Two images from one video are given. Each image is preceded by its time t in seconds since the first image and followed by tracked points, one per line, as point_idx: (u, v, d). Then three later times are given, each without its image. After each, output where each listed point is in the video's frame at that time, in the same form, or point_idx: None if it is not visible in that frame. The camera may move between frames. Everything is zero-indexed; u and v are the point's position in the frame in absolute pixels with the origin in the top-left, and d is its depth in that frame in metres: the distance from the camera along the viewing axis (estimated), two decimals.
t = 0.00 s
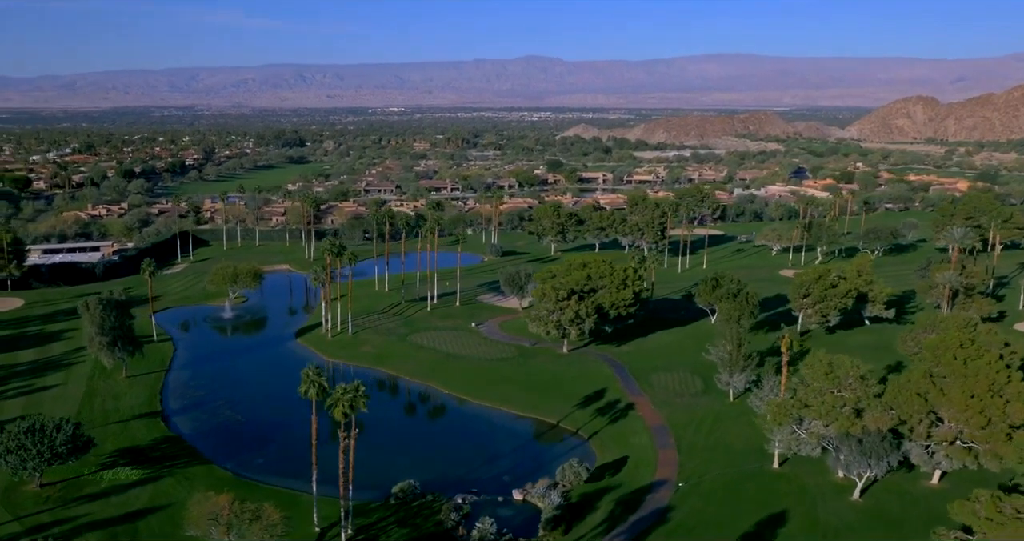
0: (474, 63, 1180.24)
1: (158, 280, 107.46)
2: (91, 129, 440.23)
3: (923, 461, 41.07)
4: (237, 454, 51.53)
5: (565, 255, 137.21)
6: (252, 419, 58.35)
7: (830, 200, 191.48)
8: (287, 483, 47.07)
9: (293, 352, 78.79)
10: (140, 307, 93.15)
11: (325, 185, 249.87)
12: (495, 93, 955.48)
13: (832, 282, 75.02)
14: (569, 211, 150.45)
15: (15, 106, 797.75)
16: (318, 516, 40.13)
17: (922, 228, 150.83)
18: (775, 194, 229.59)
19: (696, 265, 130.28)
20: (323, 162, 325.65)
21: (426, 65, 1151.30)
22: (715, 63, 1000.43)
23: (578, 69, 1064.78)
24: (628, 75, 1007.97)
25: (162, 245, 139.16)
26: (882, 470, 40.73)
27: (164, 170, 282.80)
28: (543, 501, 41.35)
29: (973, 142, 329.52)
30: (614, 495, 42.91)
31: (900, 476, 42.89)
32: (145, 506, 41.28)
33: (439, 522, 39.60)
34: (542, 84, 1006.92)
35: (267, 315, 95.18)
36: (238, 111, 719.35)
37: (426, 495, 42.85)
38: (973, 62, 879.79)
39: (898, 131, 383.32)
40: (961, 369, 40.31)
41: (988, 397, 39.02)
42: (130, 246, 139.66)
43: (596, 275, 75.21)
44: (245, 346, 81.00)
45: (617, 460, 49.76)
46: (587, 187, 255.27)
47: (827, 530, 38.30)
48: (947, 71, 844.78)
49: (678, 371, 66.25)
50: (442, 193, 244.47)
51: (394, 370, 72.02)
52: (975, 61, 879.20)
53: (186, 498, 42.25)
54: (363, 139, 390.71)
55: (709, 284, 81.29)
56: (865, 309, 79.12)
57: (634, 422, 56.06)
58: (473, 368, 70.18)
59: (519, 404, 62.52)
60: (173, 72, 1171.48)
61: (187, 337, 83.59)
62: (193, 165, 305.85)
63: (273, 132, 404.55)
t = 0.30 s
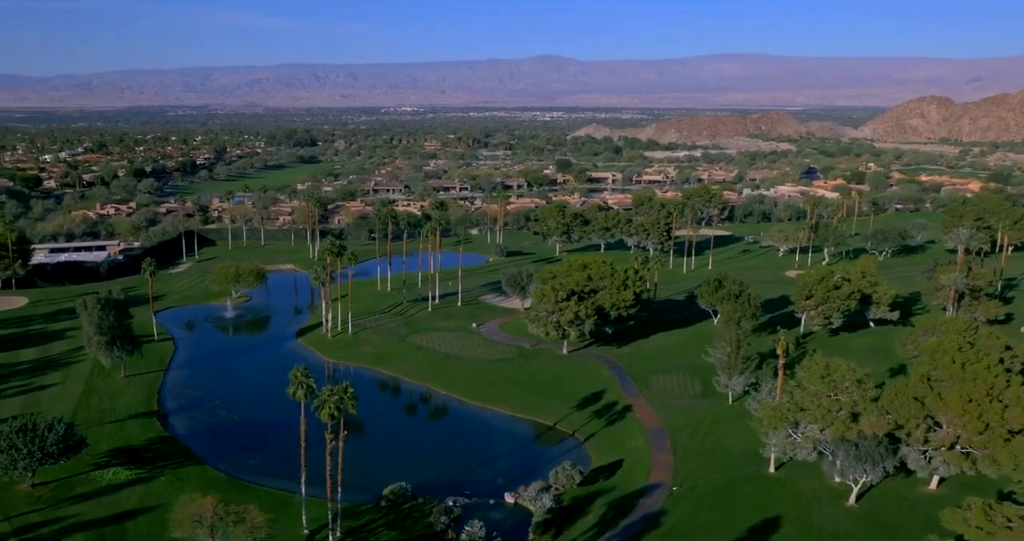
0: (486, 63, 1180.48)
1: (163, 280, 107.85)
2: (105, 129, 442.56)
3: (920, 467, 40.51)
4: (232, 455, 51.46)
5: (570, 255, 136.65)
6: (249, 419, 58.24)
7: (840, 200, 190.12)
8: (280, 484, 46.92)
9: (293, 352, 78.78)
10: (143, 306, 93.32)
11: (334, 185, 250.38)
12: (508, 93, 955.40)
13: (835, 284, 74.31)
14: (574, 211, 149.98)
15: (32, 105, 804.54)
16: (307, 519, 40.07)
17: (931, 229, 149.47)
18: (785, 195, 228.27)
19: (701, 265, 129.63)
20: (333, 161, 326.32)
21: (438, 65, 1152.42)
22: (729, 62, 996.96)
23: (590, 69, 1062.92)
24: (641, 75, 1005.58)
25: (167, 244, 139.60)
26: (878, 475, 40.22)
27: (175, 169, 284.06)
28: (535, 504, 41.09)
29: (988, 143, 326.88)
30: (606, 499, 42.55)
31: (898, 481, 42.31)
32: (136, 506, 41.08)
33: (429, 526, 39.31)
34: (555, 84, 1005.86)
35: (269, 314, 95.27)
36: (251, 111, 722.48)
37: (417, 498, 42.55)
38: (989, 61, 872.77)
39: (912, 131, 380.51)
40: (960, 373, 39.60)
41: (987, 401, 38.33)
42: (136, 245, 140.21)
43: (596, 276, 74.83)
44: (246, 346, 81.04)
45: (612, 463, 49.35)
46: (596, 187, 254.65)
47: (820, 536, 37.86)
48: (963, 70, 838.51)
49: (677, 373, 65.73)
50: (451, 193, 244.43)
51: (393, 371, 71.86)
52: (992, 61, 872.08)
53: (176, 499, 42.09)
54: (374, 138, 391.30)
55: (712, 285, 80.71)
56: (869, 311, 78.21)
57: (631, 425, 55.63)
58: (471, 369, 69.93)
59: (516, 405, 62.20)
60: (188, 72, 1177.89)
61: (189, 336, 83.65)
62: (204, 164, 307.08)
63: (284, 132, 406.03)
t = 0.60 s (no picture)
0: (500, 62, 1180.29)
1: (168, 279, 108.25)
2: (119, 128, 445.30)
3: (917, 472, 39.90)
4: (227, 455, 51.39)
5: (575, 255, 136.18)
6: (245, 419, 58.15)
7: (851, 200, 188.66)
8: (273, 485, 46.78)
9: (294, 351, 78.74)
10: (146, 305, 93.56)
11: (344, 184, 250.98)
12: (521, 92, 955.15)
13: (839, 286, 73.59)
14: (581, 210, 149.45)
15: (51, 104, 812.26)
16: (296, 520, 39.96)
17: (941, 229, 148.10)
18: (796, 195, 226.78)
19: (707, 265, 128.96)
20: (344, 160, 327.07)
21: (452, 65, 1153.46)
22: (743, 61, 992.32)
23: (604, 68, 1060.64)
24: (654, 75, 1002.51)
25: (173, 243, 140.12)
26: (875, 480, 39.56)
27: (187, 168, 285.27)
28: (526, 507, 40.72)
29: (1003, 143, 323.81)
30: (599, 502, 42.16)
31: (896, 486, 41.71)
32: (128, 506, 41.02)
33: (419, 528, 38.97)
34: (568, 83, 1004.86)
35: (272, 313, 95.32)
36: (266, 110, 725.74)
37: (409, 499, 42.25)
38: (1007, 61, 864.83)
39: (927, 131, 377.37)
40: (958, 377, 39.02)
41: (985, 407, 37.67)
42: (143, 244, 140.82)
43: (597, 276, 74.44)
44: (248, 345, 81.10)
45: (608, 465, 48.93)
46: (606, 186, 253.90)
47: None
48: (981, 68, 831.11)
49: (677, 374, 65.21)
50: (460, 192, 244.35)
51: (393, 370, 71.73)
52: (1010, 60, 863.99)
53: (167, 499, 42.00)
54: (386, 138, 391.93)
55: (715, 286, 80.08)
56: (873, 313, 77.35)
57: (629, 426, 55.21)
58: (471, 370, 69.65)
59: (515, 406, 61.84)
60: (204, 71, 1185.05)
61: (191, 334, 83.70)
62: (216, 163, 308.36)
63: (297, 131, 407.56)
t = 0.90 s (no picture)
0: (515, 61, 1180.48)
1: (174, 277, 108.65)
2: (136, 127, 448.59)
3: (914, 477, 39.37)
4: (223, 454, 51.39)
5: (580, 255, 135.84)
6: (242, 418, 58.20)
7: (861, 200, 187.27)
8: (267, 484, 46.73)
9: (296, 351, 78.72)
10: (150, 304, 93.95)
11: (355, 183, 251.44)
12: (535, 91, 954.49)
13: (843, 287, 72.93)
14: (587, 210, 149.07)
15: (70, 104, 819.83)
16: (286, 521, 39.88)
17: (952, 230, 146.69)
18: (807, 195, 225.26)
19: (713, 265, 128.31)
20: (356, 159, 327.84)
21: (466, 64, 1154.82)
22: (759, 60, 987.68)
23: (619, 67, 1056.98)
24: (669, 74, 999.85)
25: (180, 241, 140.79)
26: (871, 485, 39.02)
27: (199, 167, 286.82)
28: (518, 509, 40.50)
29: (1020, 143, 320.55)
30: (592, 505, 41.87)
31: (894, 491, 41.16)
32: (120, 505, 40.93)
33: (409, 529, 38.77)
34: (583, 81, 1003.55)
35: (274, 312, 95.39)
36: (281, 109, 729.21)
37: (400, 501, 42.04)
38: None
39: (942, 131, 374.17)
40: (955, 380, 38.47)
41: (983, 410, 37.04)
42: (150, 242, 141.58)
43: (599, 276, 74.18)
44: (250, 344, 81.22)
45: (604, 467, 48.65)
46: (617, 185, 253.30)
47: None
48: (1000, 67, 823.44)
49: (677, 375, 64.74)
50: (470, 191, 244.45)
51: (393, 370, 71.66)
52: None
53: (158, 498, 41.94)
54: (399, 137, 392.71)
55: (718, 287, 79.46)
56: (879, 314, 76.47)
57: (626, 428, 54.87)
58: (470, 370, 69.39)
59: (513, 407, 61.49)
60: (221, 70, 1192.09)
61: (193, 333, 83.86)
62: (229, 162, 310.00)
63: (311, 130, 408.78)
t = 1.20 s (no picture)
0: (529, 60, 1179.40)
1: (179, 276, 109.07)
2: (151, 126, 451.63)
3: (909, 481, 38.88)
4: (218, 453, 51.46)
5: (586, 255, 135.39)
6: (241, 417, 58.28)
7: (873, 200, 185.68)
8: (260, 484, 46.71)
9: (297, 350, 78.78)
10: (155, 303, 94.21)
11: (365, 182, 251.85)
12: (549, 91, 953.69)
13: (846, 288, 72.12)
14: (594, 210, 148.58)
15: (88, 103, 826.82)
16: (276, 521, 39.75)
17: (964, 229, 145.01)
18: (818, 194, 223.67)
19: (720, 266, 127.57)
20: (367, 158, 328.55)
21: (480, 63, 1154.47)
22: (774, 58, 981.74)
23: (633, 66, 1054.20)
24: (684, 73, 996.12)
25: (187, 240, 141.39)
26: (866, 489, 38.52)
27: (211, 166, 288.09)
28: (509, 511, 40.28)
29: None
30: (584, 507, 41.58)
31: (890, 495, 40.67)
32: (112, 504, 40.99)
33: (399, 531, 38.66)
34: (597, 81, 1001.36)
35: (278, 311, 95.53)
36: (295, 108, 732.46)
37: (392, 502, 41.92)
38: None
39: (959, 130, 370.69)
40: (951, 383, 37.93)
41: (980, 414, 36.42)
42: (157, 241, 142.30)
43: (600, 277, 73.91)
44: (252, 343, 81.38)
45: (599, 469, 48.35)
46: (628, 185, 252.45)
47: None
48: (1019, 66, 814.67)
49: (677, 377, 64.25)
50: (480, 190, 244.30)
51: (393, 371, 71.53)
52: None
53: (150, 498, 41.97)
54: (412, 136, 393.01)
55: (721, 287, 78.66)
56: (883, 315, 75.45)
57: (624, 429, 54.52)
58: (469, 371, 69.15)
59: (511, 408, 61.23)
60: (235, 70, 1198.56)
61: (196, 332, 84.06)
62: (241, 161, 311.32)
63: (324, 129, 409.71)
